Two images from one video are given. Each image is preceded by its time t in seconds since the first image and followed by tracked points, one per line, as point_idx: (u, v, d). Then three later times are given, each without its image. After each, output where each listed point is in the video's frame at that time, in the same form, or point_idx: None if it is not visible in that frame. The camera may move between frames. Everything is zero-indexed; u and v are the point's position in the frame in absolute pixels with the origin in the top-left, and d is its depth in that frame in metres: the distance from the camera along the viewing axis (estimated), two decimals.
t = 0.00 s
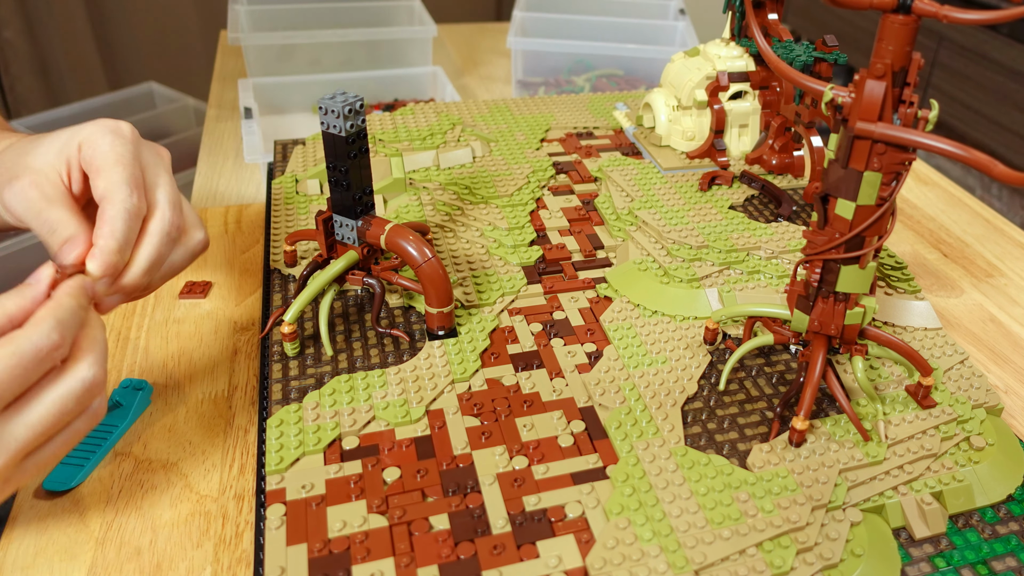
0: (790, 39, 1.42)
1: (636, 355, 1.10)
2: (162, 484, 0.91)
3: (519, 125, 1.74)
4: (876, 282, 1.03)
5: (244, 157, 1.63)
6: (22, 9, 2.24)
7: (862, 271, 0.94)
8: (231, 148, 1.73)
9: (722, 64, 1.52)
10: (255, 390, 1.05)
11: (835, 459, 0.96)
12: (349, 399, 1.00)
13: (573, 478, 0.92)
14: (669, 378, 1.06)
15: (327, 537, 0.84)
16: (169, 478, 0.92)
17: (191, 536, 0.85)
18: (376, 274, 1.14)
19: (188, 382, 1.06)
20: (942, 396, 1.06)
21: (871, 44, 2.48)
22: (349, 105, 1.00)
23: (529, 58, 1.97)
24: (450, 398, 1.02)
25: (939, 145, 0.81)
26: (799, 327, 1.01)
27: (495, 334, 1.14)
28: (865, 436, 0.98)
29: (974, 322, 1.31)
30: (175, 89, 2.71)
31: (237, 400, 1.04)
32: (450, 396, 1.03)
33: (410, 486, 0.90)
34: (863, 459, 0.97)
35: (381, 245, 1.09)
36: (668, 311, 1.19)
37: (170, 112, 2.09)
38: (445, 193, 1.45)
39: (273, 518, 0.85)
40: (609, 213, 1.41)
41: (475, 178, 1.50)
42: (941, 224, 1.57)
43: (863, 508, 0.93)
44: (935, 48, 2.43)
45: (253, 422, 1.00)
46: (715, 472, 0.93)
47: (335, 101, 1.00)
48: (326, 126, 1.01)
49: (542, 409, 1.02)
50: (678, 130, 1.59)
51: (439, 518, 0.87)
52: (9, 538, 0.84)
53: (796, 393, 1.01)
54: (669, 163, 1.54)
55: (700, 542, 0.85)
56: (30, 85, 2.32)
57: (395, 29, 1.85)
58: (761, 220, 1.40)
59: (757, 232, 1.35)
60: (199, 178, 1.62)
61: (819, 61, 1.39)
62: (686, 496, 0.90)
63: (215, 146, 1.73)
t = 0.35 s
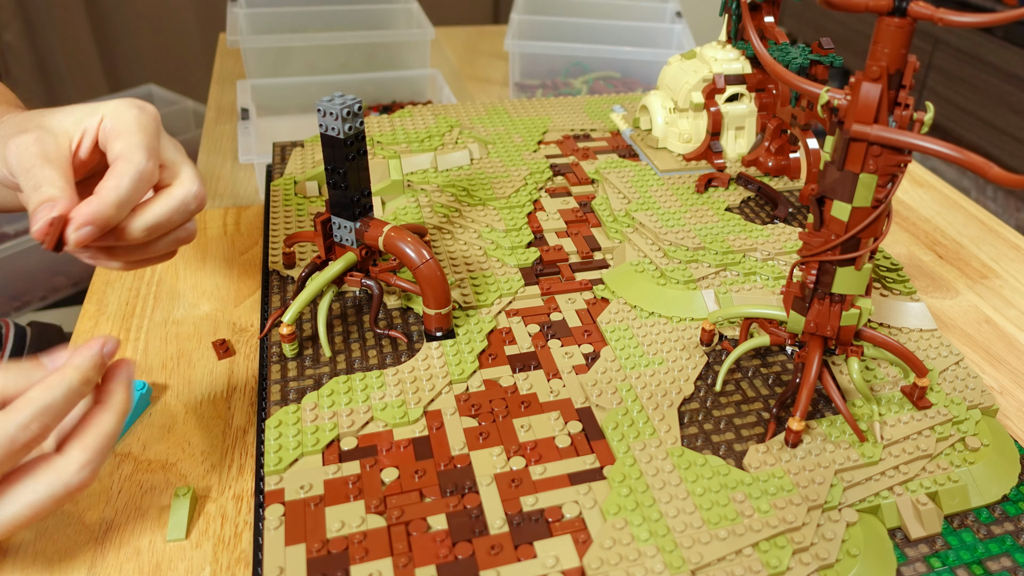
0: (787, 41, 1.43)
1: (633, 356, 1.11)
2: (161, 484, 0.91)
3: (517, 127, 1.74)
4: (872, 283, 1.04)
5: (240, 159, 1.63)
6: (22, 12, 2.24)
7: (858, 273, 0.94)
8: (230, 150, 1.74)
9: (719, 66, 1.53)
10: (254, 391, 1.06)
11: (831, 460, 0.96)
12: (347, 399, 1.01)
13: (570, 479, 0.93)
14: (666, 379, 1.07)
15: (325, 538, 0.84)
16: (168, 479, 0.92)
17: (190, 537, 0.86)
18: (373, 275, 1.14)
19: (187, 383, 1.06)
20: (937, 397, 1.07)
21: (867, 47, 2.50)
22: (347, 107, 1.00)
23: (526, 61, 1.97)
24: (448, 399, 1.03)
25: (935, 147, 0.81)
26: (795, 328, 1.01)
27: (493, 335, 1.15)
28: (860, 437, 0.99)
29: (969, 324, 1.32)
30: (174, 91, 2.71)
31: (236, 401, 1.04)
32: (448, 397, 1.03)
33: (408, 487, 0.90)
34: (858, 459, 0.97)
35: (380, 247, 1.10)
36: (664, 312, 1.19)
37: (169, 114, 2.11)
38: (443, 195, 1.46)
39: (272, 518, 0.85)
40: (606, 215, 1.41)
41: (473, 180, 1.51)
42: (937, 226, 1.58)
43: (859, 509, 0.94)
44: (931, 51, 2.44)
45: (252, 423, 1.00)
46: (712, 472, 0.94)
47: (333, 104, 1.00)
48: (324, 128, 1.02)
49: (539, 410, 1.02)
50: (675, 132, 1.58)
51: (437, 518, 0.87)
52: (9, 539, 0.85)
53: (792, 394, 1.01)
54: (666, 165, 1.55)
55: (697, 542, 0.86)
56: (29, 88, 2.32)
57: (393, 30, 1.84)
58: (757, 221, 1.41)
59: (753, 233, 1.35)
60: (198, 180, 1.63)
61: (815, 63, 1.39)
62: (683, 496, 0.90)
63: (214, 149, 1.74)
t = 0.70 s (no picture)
0: (783, 44, 1.44)
1: (630, 357, 1.11)
2: (161, 484, 0.92)
3: (514, 129, 1.75)
4: (868, 285, 1.05)
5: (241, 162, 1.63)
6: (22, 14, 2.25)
7: (854, 274, 0.95)
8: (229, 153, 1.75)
9: (715, 69, 1.53)
10: (252, 392, 1.06)
11: (827, 460, 0.97)
12: (345, 400, 1.01)
13: (567, 479, 0.93)
14: (662, 380, 1.08)
15: (324, 538, 0.85)
16: (167, 479, 0.92)
17: (189, 537, 0.86)
18: (372, 276, 1.15)
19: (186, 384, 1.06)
20: (933, 398, 1.08)
21: (863, 50, 2.51)
22: (347, 110, 1.01)
23: (523, 63, 1.98)
24: (446, 400, 1.03)
25: (930, 149, 0.82)
26: (791, 330, 1.02)
27: (491, 337, 1.16)
28: (856, 437, 1.00)
29: (964, 325, 1.33)
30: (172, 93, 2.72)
31: (235, 401, 1.04)
32: (446, 397, 1.04)
33: (406, 487, 0.91)
34: (854, 460, 0.98)
35: (378, 249, 1.10)
36: (661, 313, 1.20)
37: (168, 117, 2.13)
38: (441, 197, 1.46)
39: (270, 519, 0.86)
40: (603, 216, 1.42)
41: (470, 182, 1.51)
42: (932, 227, 1.59)
43: (855, 509, 0.95)
44: (926, 54, 2.46)
45: (251, 423, 1.01)
46: (708, 473, 0.94)
47: (331, 106, 1.01)
48: (322, 131, 1.02)
49: (536, 411, 1.03)
50: (671, 135, 1.60)
51: (435, 519, 0.88)
52: (9, 539, 0.85)
53: (788, 394, 1.02)
54: (663, 167, 1.56)
55: (693, 542, 0.86)
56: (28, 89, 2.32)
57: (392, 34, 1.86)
58: (753, 223, 1.42)
59: (750, 235, 1.36)
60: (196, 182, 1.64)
61: (811, 66, 1.40)
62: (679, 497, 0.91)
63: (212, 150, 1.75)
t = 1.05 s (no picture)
0: (779, 47, 1.44)
1: (627, 358, 1.12)
2: (160, 485, 0.92)
3: (512, 131, 1.75)
4: (863, 285, 1.06)
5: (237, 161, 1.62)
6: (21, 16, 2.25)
7: (849, 276, 0.96)
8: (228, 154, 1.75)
9: (712, 71, 1.54)
10: (251, 393, 1.06)
11: (822, 461, 0.98)
12: (343, 401, 1.01)
13: (565, 480, 0.94)
14: (659, 381, 1.08)
15: (322, 538, 0.85)
16: (166, 480, 0.93)
17: (188, 537, 0.86)
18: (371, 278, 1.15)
19: (185, 385, 1.07)
20: (928, 398, 1.08)
21: (858, 52, 2.52)
22: (347, 112, 1.01)
23: (522, 66, 1.98)
24: (444, 401, 1.04)
25: (925, 151, 0.82)
26: (787, 331, 1.03)
27: (488, 338, 1.16)
28: (851, 438, 1.00)
29: (959, 326, 1.34)
30: (172, 95, 2.72)
31: (234, 401, 1.05)
32: (444, 398, 1.04)
33: (404, 488, 0.91)
34: (850, 460, 0.99)
35: (377, 251, 1.10)
36: (658, 315, 1.20)
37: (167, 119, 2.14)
38: (439, 199, 1.46)
39: (269, 519, 0.86)
40: (600, 218, 1.43)
41: (468, 184, 1.52)
42: (927, 229, 1.60)
43: (850, 509, 0.95)
44: (921, 56, 2.47)
45: (249, 424, 1.01)
46: (705, 474, 0.95)
47: (332, 109, 1.02)
48: (323, 133, 1.03)
49: (534, 411, 1.03)
50: (668, 137, 1.61)
51: (433, 519, 0.88)
52: (9, 539, 0.85)
53: (784, 396, 1.03)
54: (660, 169, 1.56)
55: (690, 542, 0.87)
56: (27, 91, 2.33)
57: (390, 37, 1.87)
58: (750, 225, 1.43)
59: (746, 237, 1.37)
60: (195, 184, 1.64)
61: (807, 68, 1.41)
62: (676, 497, 0.91)
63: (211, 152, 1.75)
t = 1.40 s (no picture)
0: (774, 49, 1.45)
1: (624, 359, 1.13)
2: (159, 485, 0.92)
3: (508, 134, 1.76)
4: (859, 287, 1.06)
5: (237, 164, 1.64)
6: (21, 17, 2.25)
7: (845, 277, 0.96)
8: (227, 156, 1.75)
9: (708, 74, 1.55)
10: (250, 394, 1.07)
11: (818, 461, 0.98)
12: (342, 402, 1.02)
13: (562, 480, 0.95)
14: (656, 382, 1.09)
15: (320, 538, 0.85)
16: (166, 480, 0.93)
17: (187, 537, 0.87)
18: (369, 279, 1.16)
19: (184, 385, 1.07)
20: (923, 399, 1.09)
21: (854, 55, 2.53)
22: (345, 115, 1.02)
23: (518, 68, 1.99)
24: (441, 402, 1.04)
25: (920, 153, 0.83)
26: (783, 332, 1.03)
27: (486, 339, 1.17)
28: (847, 438, 1.01)
29: (954, 327, 1.35)
30: (171, 97, 2.73)
31: (233, 402, 1.05)
32: (441, 399, 1.04)
33: (402, 488, 0.92)
34: (846, 461, 0.99)
35: (376, 253, 1.11)
36: (655, 316, 1.21)
37: (167, 122, 2.16)
38: (437, 200, 1.47)
39: (267, 519, 0.87)
40: (597, 220, 1.43)
41: (465, 186, 1.53)
42: (923, 231, 1.61)
43: (846, 509, 0.96)
44: (916, 59, 2.48)
45: (248, 424, 1.02)
46: (701, 474, 0.95)
47: (331, 111, 1.02)
48: (322, 135, 1.04)
49: (531, 412, 1.04)
50: (664, 139, 1.61)
51: (431, 519, 0.88)
52: (9, 540, 0.86)
53: (779, 397, 1.03)
54: (656, 171, 1.57)
55: (687, 542, 0.87)
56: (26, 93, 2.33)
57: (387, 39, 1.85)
58: (746, 227, 1.43)
59: (742, 239, 1.38)
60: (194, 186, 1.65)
61: (803, 70, 1.42)
62: (673, 498, 0.92)
63: (210, 154, 1.75)
